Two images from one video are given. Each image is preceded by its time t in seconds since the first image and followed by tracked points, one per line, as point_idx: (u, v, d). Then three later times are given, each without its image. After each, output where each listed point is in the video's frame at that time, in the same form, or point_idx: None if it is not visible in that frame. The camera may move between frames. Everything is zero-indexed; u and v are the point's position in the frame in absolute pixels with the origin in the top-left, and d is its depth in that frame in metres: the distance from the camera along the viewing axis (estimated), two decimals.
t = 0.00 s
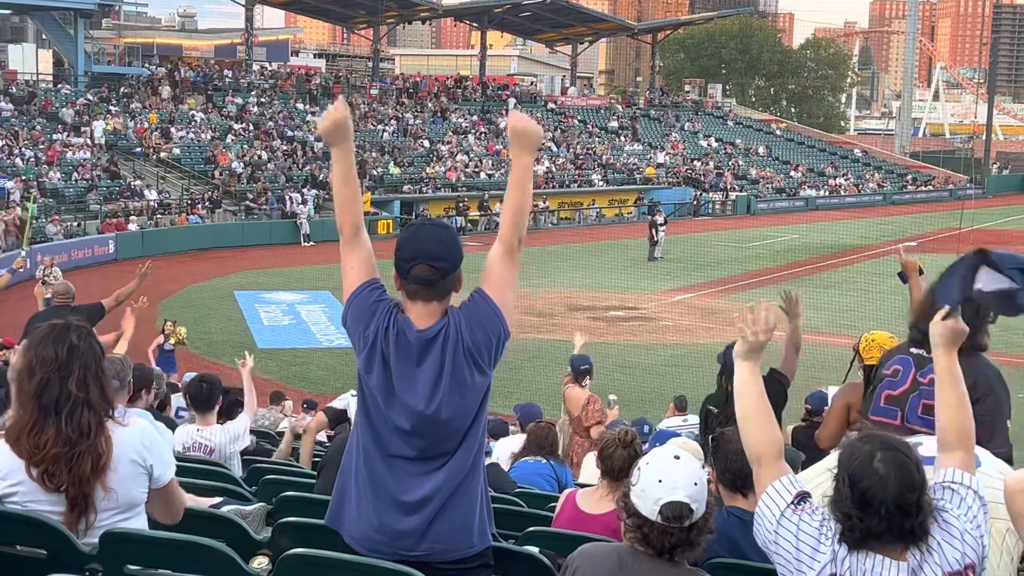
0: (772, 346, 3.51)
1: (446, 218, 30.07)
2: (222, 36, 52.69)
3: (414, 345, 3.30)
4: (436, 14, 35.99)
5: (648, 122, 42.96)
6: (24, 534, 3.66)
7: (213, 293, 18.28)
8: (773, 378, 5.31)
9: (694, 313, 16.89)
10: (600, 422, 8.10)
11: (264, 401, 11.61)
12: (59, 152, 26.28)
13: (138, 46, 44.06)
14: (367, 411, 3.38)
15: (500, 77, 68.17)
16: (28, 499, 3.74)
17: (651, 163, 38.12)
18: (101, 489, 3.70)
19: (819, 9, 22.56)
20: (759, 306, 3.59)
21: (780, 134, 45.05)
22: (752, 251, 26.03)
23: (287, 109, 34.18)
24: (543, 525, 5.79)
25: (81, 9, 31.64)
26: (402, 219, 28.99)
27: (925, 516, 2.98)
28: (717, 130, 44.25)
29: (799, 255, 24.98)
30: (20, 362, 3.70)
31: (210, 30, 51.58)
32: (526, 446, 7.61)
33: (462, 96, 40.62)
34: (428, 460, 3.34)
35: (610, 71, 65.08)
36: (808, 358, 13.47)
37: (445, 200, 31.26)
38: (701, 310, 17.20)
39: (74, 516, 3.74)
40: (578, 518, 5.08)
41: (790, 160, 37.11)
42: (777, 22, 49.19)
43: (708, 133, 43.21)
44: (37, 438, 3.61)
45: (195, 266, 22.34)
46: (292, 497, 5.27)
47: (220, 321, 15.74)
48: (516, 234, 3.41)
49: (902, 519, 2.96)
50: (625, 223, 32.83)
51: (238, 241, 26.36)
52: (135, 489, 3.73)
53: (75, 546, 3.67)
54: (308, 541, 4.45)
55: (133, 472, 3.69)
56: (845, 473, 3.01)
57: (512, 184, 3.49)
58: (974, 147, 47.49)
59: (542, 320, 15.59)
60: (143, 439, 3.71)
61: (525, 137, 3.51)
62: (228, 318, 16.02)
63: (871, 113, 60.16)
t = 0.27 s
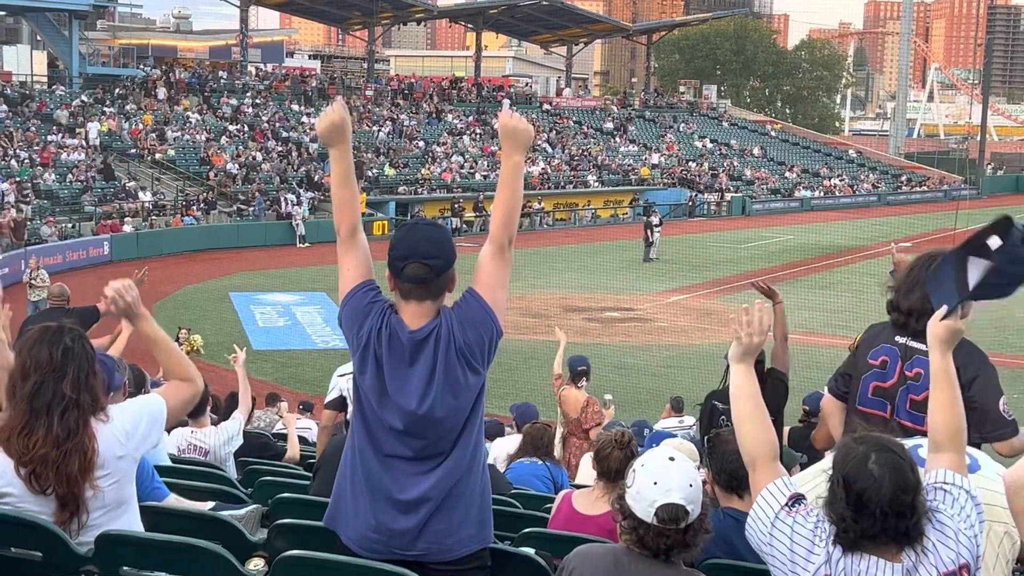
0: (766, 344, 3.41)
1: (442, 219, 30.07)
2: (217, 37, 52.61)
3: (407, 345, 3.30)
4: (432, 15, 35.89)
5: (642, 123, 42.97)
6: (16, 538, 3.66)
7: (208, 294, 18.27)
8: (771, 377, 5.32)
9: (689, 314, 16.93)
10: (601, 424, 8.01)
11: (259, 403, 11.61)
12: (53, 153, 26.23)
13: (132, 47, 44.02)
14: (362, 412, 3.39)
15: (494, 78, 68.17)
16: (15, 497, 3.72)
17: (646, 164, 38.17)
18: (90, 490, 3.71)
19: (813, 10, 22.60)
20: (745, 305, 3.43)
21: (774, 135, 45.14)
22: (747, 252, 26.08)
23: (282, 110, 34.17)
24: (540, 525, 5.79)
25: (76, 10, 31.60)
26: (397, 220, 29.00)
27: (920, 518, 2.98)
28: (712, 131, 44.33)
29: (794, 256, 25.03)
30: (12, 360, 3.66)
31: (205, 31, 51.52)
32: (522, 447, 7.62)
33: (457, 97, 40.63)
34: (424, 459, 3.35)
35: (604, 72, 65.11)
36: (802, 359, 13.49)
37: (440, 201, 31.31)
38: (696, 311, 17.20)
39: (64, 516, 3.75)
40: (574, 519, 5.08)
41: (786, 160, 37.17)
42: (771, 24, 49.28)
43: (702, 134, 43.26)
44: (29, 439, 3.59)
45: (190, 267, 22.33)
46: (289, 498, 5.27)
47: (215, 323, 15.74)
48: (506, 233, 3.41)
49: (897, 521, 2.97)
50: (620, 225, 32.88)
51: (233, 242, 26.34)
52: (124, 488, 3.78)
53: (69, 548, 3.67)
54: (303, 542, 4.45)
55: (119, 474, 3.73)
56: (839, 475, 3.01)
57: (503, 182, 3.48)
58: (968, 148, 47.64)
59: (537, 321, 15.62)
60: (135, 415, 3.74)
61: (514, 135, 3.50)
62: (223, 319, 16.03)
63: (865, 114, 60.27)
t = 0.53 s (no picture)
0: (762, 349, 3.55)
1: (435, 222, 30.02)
2: (210, 40, 52.57)
3: (403, 348, 3.31)
4: (425, 18, 35.81)
5: (636, 125, 42.96)
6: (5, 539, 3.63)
7: (201, 298, 18.24)
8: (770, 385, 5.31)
9: (683, 316, 16.92)
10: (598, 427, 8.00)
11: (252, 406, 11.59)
12: (45, 157, 26.17)
13: (126, 51, 43.95)
14: (358, 417, 3.38)
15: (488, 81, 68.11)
16: (8, 501, 3.71)
17: (640, 166, 38.15)
18: (78, 495, 3.67)
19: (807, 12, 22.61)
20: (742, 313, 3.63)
21: (768, 138, 45.15)
22: (741, 255, 26.08)
23: (275, 113, 34.13)
24: (533, 528, 5.78)
25: (69, 13, 31.56)
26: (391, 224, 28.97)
27: (911, 521, 2.97)
28: (705, 134, 44.33)
29: (788, 259, 25.05)
30: (4, 363, 3.62)
31: (198, 35, 51.37)
32: (516, 451, 7.60)
33: (451, 101, 40.59)
34: (420, 463, 3.34)
35: (598, 76, 65.10)
36: (796, 361, 13.49)
37: (434, 204, 31.30)
38: (690, 314, 17.20)
39: (52, 520, 3.71)
40: (567, 522, 5.06)
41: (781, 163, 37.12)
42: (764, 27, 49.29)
43: (696, 137, 43.23)
44: (18, 441, 3.54)
45: (183, 270, 22.31)
46: (281, 502, 5.24)
47: (208, 326, 15.72)
48: (500, 234, 3.42)
49: (887, 523, 2.96)
50: (614, 227, 32.88)
51: (227, 246, 26.30)
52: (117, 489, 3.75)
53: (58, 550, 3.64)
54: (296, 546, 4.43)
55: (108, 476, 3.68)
56: (830, 477, 3.01)
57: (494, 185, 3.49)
58: (961, 151, 47.70)
59: (531, 324, 15.61)
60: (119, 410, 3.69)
61: (507, 136, 3.50)
62: (216, 323, 16.01)
63: (860, 117, 60.33)
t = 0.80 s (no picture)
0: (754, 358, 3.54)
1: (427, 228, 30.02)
2: (201, 45, 52.48)
3: (397, 356, 3.32)
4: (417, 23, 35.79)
5: (628, 130, 42.98)
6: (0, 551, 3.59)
7: (193, 304, 18.21)
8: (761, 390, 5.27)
9: (675, 321, 16.94)
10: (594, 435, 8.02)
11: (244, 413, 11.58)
12: (37, 163, 26.11)
13: (117, 57, 43.84)
14: (352, 427, 3.40)
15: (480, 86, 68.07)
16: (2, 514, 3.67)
17: (632, 171, 38.18)
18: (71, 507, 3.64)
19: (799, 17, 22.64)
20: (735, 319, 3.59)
21: (760, 143, 45.22)
22: (733, 259, 26.13)
23: (267, 119, 34.10)
24: (526, 535, 5.78)
25: (60, 19, 31.50)
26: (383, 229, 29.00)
27: (897, 526, 2.99)
28: (697, 139, 44.38)
29: (780, 263, 25.08)
30: None
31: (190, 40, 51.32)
32: (508, 457, 7.60)
33: (443, 106, 40.56)
34: (416, 471, 3.35)
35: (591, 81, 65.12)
36: (787, 365, 13.52)
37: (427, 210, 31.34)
38: (682, 319, 17.23)
39: (46, 530, 3.66)
40: (558, 526, 5.06)
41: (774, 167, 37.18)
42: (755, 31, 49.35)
43: (688, 142, 43.27)
44: (12, 451, 3.52)
45: (176, 276, 22.28)
46: (271, 509, 5.22)
47: (199, 332, 15.71)
48: (491, 238, 3.47)
49: (873, 529, 2.98)
50: (606, 232, 32.93)
51: (219, 251, 26.30)
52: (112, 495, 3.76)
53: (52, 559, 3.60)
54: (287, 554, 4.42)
55: (100, 485, 3.67)
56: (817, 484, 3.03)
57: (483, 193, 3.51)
58: (951, 155, 47.84)
59: (524, 329, 15.61)
60: (104, 417, 3.70)
61: (495, 142, 3.50)
62: (208, 328, 15.99)
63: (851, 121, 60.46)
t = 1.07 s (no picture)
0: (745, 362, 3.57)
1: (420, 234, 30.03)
2: (193, 51, 52.43)
3: (388, 365, 3.32)
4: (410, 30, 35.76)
5: (621, 137, 43.03)
6: None
7: (185, 311, 18.20)
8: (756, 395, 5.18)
9: (668, 326, 16.96)
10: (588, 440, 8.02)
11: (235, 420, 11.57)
12: (28, 169, 26.11)
13: (108, 64, 43.79)
14: (343, 437, 3.40)
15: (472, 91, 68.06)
16: None
17: (624, 177, 38.25)
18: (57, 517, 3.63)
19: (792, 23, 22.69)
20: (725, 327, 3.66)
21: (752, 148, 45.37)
22: (724, 265, 26.19)
23: (259, 125, 34.11)
24: (521, 541, 5.76)
25: (52, 26, 31.54)
26: (376, 235, 29.14)
27: (887, 531, 3.00)
28: (689, 144, 44.40)
29: (771, 269, 25.14)
30: None
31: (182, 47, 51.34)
32: (502, 463, 7.60)
33: (435, 112, 40.51)
34: (408, 481, 3.36)
35: (582, 86, 65.18)
36: (779, 370, 13.54)
37: (419, 216, 31.49)
38: (674, 324, 17.25)
39: (32, 541, 3.63)
40: (552, 533, 5.04)
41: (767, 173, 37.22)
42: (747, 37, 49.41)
43: (679, 148, 43.32)
44: None
45: (168, 283, 22.30)
46: (263, 517, 5.22)
47: (191, 338, 15.70)
48: (481, 244, 3.46)
49: (862, 534, 2.99)
50: (599, 237, 33.05)
51: (211, 257, 26.30)
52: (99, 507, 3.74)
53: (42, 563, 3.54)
54: (280, 561, 4.43)
55: (86, 498, 3.66)
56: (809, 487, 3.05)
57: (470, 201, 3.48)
58: (941, 160, 48.01)
59: (517, 334, 15.62)
60: (92, 432, 3.67)
61: (484, 149, 3.51)
62: (200, 335, 15.97)
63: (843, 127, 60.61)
